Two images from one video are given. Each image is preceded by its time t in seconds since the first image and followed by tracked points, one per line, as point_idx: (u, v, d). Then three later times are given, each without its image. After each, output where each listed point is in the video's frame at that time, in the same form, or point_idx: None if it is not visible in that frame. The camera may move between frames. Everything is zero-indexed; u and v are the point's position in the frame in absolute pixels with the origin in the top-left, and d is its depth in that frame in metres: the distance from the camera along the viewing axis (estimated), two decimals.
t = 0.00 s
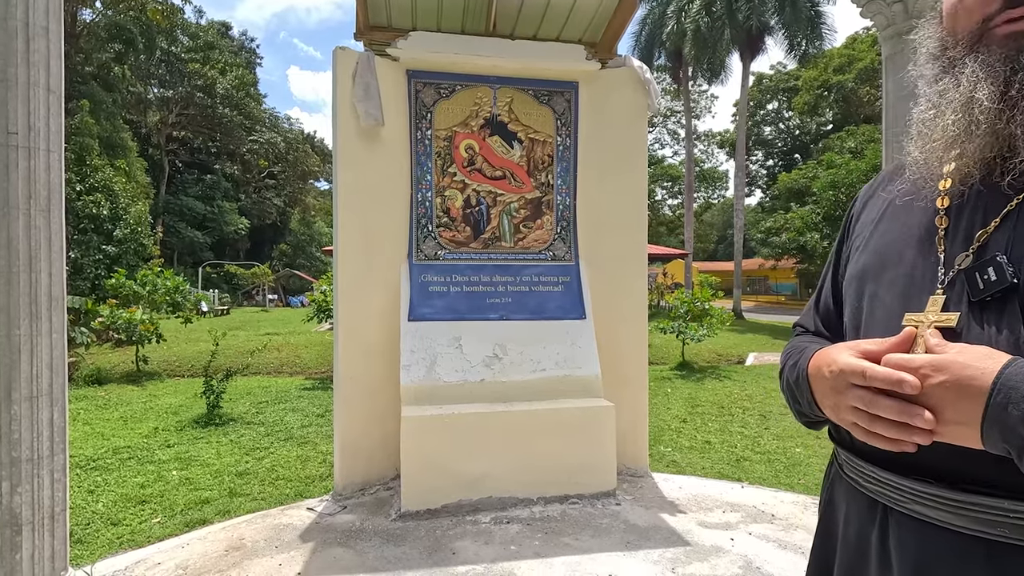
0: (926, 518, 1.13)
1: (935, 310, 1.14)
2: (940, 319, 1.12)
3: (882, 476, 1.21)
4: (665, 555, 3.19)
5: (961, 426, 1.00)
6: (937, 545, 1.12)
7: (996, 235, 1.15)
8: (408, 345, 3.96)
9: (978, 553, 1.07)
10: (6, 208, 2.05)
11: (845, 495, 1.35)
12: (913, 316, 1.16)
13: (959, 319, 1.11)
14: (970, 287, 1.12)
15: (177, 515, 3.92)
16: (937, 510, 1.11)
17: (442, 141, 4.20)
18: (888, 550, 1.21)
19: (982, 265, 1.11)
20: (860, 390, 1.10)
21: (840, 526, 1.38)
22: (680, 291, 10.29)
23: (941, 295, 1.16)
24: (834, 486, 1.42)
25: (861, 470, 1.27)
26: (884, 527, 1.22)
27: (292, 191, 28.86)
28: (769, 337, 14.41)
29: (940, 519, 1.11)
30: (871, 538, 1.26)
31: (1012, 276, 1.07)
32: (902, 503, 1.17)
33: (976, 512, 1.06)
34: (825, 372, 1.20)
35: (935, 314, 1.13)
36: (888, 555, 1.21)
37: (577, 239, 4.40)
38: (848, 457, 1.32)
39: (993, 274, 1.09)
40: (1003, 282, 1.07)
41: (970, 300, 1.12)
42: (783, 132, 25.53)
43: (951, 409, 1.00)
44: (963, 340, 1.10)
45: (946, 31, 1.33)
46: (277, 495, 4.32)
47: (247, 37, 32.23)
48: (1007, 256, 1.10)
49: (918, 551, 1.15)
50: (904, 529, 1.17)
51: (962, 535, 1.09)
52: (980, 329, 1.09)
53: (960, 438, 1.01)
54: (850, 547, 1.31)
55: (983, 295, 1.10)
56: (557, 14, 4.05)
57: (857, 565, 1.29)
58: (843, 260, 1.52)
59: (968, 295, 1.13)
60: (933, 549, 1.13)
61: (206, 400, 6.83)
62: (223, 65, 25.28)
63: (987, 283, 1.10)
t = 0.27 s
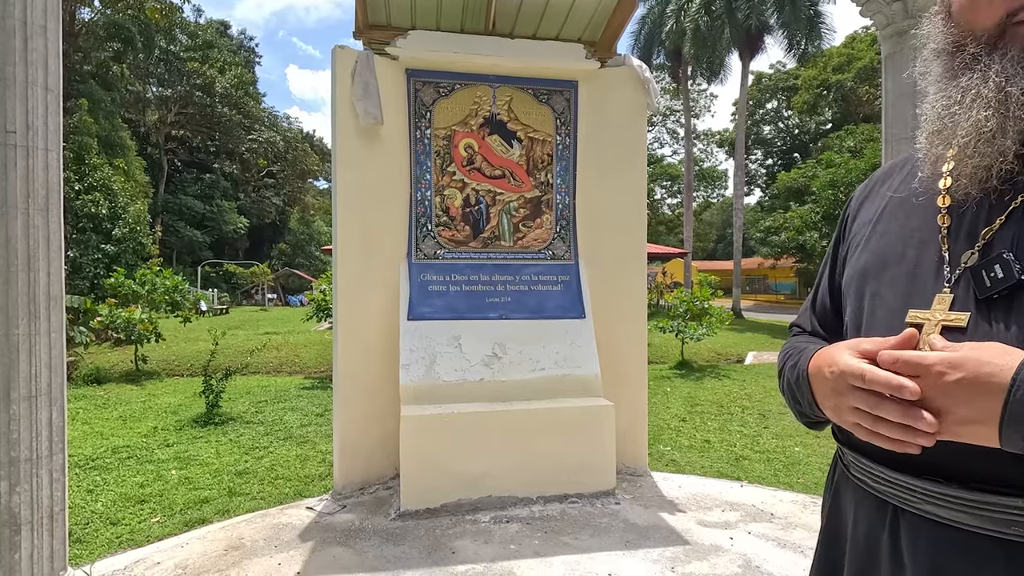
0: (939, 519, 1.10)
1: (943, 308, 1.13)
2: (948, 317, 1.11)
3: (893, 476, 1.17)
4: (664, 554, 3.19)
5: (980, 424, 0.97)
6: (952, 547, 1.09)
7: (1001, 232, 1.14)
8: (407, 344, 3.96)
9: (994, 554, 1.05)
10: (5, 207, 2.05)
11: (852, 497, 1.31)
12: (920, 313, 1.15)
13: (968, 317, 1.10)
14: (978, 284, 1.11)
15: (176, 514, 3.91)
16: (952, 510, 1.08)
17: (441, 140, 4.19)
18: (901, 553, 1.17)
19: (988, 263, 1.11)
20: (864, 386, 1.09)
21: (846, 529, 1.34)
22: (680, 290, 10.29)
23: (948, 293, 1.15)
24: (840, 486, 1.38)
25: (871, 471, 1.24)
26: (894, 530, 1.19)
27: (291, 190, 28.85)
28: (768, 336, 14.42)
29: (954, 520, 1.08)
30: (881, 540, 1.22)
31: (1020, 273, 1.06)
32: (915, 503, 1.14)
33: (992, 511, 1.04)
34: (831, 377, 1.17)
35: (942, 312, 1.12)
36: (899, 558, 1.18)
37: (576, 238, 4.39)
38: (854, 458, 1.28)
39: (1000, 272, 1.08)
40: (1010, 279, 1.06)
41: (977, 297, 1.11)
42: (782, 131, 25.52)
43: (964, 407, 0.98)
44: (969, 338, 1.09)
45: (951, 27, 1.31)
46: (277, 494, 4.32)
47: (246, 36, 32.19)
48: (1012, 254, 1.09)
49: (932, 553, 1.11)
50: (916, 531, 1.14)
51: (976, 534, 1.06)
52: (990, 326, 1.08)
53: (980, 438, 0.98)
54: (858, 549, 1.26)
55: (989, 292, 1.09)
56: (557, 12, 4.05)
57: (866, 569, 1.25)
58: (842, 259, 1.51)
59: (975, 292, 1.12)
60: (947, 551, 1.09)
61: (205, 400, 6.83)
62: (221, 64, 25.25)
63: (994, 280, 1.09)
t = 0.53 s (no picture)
0: (946, 520, 1.03)
1: (948, 308, 1.08)
2: (954, 318, 1.06)
3: (893, 476, 1.10)
4: (663, 554, 3.19)
5: None
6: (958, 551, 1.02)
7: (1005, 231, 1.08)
8: (406, 342, 3.96)
9: (1004, 556, 0.98)
10: (4, 207, 2.05)
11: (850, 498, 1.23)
12: (926, 314, 1.11)
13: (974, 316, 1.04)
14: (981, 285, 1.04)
15: (175, 514, 3.91)
16: (960, 511, 1.01)
17: (440, 139, 4.19)
18: (907, 558, 1.10)
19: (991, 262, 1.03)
20: (806, 317, 1.22)
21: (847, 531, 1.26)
22: (679, 289, 10.30)
23: (952, 294, 1.09)
24: (840, 487, 1.30)
25: (871, 470, 1.16)
26: (896, 532, 1.11)
27: (291, 189, 28.86)
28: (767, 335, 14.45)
29: (960, 522, 1.02)
30: (884, 544, 1.14)
31: None
32: (921, 504, 1.07)
33: (1004, 512, 0.97)
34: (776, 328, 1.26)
35: (947, 313, 1.07)
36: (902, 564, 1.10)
37: (576, 238, 4.39)
38: (853, 455, 1.20)
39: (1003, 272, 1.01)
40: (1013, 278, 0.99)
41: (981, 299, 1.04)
42: (781, 130, 25.54)
43: None
44: (975, 338, 1.03)
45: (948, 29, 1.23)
46: (276, 493, 4.32)
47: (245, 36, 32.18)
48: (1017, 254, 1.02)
49: (941, 558, 1.04)
50: (920, 532, 1.07)
51: (986, 537, 1.00)
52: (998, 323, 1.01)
53: None
54: (858, 553, 1.18)
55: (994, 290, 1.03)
56: (556, 12, 4.05)
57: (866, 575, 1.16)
58: (839, 259, 1.45)
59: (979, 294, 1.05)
60: (953, 554, 1.03)
61: (204, 399, 6.84)
62: (220, 63, 25.25)
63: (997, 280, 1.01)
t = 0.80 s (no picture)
0: (964, 526, 1.05)
1: (961, 310, 1.10)
2: (969, 320, 1.08)
3: (911, 483, 1.10)
4: (663, 552, 3.19)
5: None
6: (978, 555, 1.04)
7: (1014, 231, 1.10)
8: (406, 341, 3.96)
9: None
10: (3, 206, 2.05)
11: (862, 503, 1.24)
12: (937, 315, 1.13)
13: (989, 317, 1.07)
14: (996, 284, 1.07)
15: (175, 513, 3.91)
16: (979, 518, 1.02)
17: (440, 138, 4.19)
18: (923, 561, 1.11)
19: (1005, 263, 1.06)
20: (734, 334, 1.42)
21: (857, 535, 1.27)
22: (679, 289, 10.30)
23: (963, 294, 1.11)
24: (847, 490, 1.30)
25: (883, 477, 1.16)
26: (914, 537, 1.12)
27: (290, 189, 28.85)
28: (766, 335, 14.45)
29: (980, 529, 1.03)
30: (899, 550, 1.15)
31: None
32: (936, 511, 1.08)
33: (1020, 519, 0.98)
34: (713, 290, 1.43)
35: (960, 315, 1.10)
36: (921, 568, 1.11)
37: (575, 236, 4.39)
38: (862, 461, 1.21)
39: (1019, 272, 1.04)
40: None
41: (995, 299, 1.07)
42: (781, 130, 25.54)
43: None
44: (990, 342, 1.05)
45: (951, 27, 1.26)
46: (275, 493, 4.32)
47: (244, 34, 32.15)
48: None
49: (958, 563, 1.06)
50: (938, 539, 1.08)
51: (1001, 542, 1.01)
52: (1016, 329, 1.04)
53: None
54: (874, 558, 1.19)
55: (1009, 292, 1.05)
56: (555, 11, 4.05)
57: None
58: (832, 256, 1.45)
59: (994, 294, 1.07)
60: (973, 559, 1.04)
61: (203, 399, 6.83)
62: (219, 62, 25.23)
63: (1012, 279, 1.05)
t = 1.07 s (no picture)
0: (981, 530, 1.02)
1: (976, 312, 1.07)
2: (984, 321, 1.05)
3: (926, 487, 1.08)
4: (662, 552, 3.19)
5: None
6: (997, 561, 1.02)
7: None
8: (406, 340, 3.96)
9: None
10: (3, 206, 2.05)
11: (870, 507, 1.21)
12: (951, 317, 1.10)
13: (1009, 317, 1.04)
14: (1011, 285, 1.04)
15: (174, 513, 3.91)
16: (999, 522, 1.00)
17: (439, 138, 4.19)
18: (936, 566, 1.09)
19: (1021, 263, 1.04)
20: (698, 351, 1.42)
21: (864, 539, 1.24)
22: (678, 288, 10.30)
23: (978, 294, 1.08)
24: (852, 493, 1.28)
25: (895, 480, 1.13)
26: (927, 542, 1.10)
27: (289, 188, 28.86)
28: (765, 334, 14.46)
29: (999, 532, 1.01)
30: (911, 554, 1.13)
31: None
32: (952, 515, 1.05)
33: None
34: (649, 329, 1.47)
35: (977, 316, 1.06)
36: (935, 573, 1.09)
37: (575, 236, 4.39)
38: (872, 464, 1.18)
39: None
40: None
41: (1011, 298, 1.04)
42: (780, 129, 25.56)
43: None
44: (1007, 343, 1.03)
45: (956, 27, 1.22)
46: (275, 492, 4.32)
47: (243, 34, 32.14)
48: None
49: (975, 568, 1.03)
50: (954, 543, 1.06)
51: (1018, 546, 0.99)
52: None
53: None
54: (885, 563, 1.17)
55: None
56: (555, 11, 4.05)
57: None
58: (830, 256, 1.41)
59: (1009, 294, 1.04)
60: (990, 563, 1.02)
61: (203, 398, 6.84)
62: (219, 61, 25.22)
63: None
